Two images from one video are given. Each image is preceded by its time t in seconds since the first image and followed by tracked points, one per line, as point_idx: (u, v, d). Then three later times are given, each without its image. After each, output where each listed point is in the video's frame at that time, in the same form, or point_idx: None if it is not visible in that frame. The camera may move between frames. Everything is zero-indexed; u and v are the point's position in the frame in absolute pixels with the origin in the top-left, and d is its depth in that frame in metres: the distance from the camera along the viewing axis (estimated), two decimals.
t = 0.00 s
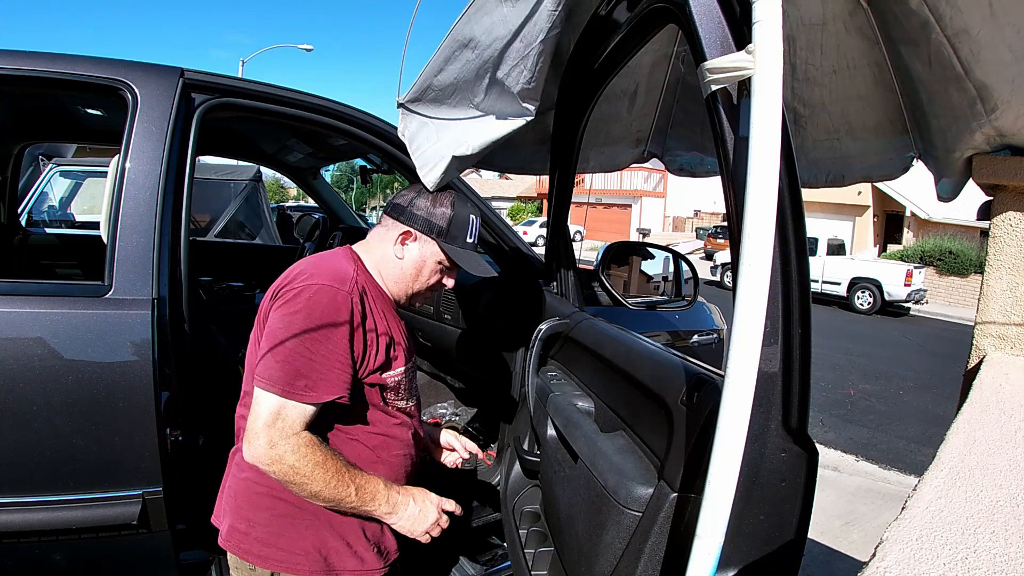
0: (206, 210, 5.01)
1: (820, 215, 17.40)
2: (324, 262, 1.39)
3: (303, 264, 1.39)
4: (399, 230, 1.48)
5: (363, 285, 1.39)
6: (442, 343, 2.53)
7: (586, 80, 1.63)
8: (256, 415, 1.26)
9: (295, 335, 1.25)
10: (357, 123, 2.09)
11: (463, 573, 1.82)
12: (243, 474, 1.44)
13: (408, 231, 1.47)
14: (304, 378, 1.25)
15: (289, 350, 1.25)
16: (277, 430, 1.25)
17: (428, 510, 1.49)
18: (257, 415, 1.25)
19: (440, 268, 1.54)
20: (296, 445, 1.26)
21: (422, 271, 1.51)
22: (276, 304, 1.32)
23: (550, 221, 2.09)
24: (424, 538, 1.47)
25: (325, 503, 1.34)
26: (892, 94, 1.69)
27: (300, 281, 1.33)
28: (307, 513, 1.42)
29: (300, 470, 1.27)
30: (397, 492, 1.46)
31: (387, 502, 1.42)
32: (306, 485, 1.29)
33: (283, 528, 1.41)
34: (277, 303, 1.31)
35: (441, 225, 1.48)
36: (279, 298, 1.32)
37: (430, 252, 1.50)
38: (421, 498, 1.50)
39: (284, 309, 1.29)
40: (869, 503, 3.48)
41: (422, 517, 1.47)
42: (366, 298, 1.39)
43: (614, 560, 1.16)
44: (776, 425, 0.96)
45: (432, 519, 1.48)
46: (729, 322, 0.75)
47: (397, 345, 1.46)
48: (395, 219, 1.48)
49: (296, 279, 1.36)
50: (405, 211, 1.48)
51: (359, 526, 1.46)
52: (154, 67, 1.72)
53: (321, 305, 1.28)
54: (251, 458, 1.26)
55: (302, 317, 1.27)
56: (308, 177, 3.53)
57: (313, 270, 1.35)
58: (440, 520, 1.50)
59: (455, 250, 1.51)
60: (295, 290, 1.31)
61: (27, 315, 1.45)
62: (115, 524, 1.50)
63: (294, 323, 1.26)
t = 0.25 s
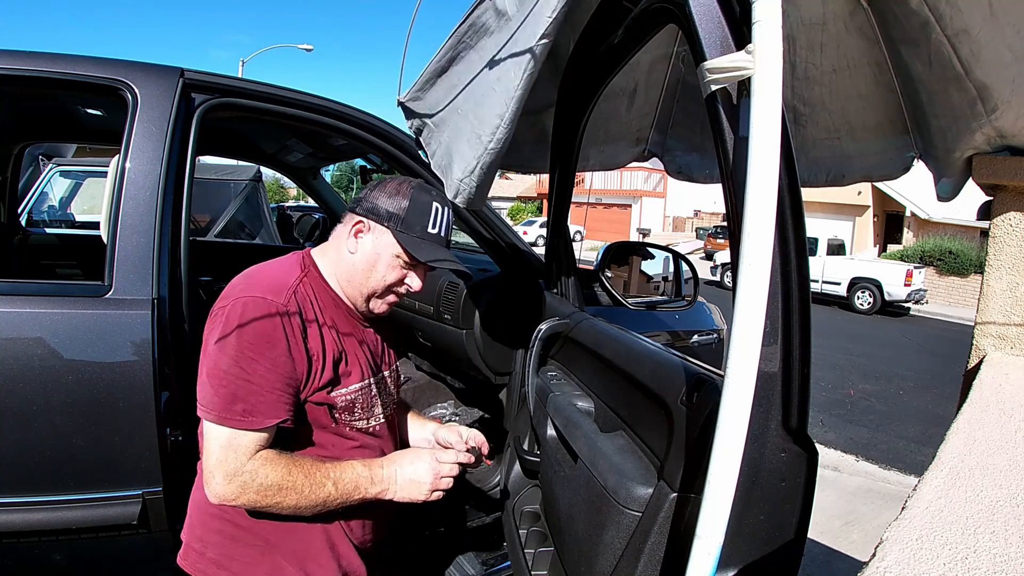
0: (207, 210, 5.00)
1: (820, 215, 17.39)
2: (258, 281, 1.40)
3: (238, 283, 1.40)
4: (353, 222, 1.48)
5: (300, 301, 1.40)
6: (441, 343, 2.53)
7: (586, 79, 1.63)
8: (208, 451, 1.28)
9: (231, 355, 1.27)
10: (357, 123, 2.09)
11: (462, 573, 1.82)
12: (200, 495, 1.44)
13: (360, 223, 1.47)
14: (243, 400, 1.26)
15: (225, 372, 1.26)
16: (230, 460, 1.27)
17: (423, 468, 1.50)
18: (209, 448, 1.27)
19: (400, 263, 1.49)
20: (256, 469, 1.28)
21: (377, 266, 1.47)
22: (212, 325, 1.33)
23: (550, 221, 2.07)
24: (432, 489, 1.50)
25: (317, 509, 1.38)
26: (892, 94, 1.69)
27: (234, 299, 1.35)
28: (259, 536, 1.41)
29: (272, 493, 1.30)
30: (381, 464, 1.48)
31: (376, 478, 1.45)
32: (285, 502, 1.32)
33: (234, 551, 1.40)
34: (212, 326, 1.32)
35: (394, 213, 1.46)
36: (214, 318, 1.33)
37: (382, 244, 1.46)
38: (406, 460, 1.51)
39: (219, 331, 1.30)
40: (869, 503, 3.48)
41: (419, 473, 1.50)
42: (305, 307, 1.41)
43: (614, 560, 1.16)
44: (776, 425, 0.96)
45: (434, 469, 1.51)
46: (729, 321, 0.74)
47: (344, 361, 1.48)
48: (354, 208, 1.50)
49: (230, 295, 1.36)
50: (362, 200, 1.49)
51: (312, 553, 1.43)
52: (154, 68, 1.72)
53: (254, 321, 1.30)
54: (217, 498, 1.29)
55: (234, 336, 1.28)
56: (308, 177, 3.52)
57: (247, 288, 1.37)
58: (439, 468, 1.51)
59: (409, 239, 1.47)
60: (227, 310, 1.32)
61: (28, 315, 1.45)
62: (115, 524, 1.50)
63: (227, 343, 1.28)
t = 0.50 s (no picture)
0: (206, 209, 5.05)
1: (820, 215, 17.39)
2: (209, 293, 1.39)
3: (190, 298, 1.39)
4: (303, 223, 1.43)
5: (248, 314, 1.38)
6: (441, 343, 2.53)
7: (585, 79, 1.63)
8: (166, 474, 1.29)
9: (179, 377, 1.26)
10: (357, 123, 2.09)
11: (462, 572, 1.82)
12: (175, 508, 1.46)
13: (308, 223, 1.42)
14: (192, 423, 1.26)
15: (174, 394, 1.26)
16: (186, 484, 1.27)
17: (388, 484, 1.48)
18: (166, 473, 1.28)
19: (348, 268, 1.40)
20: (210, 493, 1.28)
21: (325, 267, 1.40)
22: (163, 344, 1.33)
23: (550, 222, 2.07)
24: (407, 505, 1.47)
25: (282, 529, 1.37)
26: (891, 94, 1.69)
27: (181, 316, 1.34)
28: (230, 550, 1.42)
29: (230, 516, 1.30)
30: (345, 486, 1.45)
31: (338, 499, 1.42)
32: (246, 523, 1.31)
33: (206, 566, 1.42)
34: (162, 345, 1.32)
35: (337, 208, 1.39)
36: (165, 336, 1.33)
37: (328, 243, 1.39)
38: (371, 480, 1.49)
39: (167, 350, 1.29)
40: (869, 503, 3.48)
41: (384, 489, 1.47)
42: (255, 320, 1.39)
43: (614, 560, 1.16)
44: (776, 425, 0.96)
45: (406, 493, 1.46)
46: (730, 321, 0.75)
47: (303, 374, 1.46)
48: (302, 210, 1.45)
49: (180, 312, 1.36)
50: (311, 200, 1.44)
51: (284, 569, 1.45)
52: (154, 68, 1.72)
53: (198, 340, 1.28)
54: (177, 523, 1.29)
55: (178, 357, 1.27)
56: (308, 177, 3.52)
57: (194, 303, 1.35)
58: (406, 485, 1.48)
59: (353, 237, 1.38)
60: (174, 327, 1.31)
61: (28, 315, 1.45)
62: (114, 524, 1.50)
63: (172, 364, 1.27)
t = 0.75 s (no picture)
0: (207, 210, 4.93)
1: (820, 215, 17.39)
2: (198, 297, 1.38)
3: (181, 305, 1.39)
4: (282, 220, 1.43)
5: (239, 316, 1.37)
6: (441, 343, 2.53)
7: (585, 80, 1.63)
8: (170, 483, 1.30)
9: (173, 386, 1.27)
10: (356, 123, 2.09)
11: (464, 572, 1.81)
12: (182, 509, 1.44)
13: (286, 220, 1.42)
14: (190, 432, 1.27)
15: (171, 404, 1.27)
16: (190, 490, 1.28)
17: (386, 486, 1.47)
18: (169, 481, 1.29)
19: (327, 268, 1.39)
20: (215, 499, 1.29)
21: (306, 265, 1.39)
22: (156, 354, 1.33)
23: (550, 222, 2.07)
24: (401, 505, 1.44)
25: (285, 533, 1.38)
26: (891, 95, 1.69)
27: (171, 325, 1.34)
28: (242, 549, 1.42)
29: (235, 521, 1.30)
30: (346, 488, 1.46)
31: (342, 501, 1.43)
32: (248, 528, 1.32)
33: (216, 565, 1.41)
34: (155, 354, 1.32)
35: (309, 204, 1.37)
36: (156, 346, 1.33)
37: (305, 240, 1.38)
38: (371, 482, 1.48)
39: (160, 360, 1.30)
40: (869, 503, 3.48)
41: (383, 489, 1.46)
42: (245, 323, 1.38)
43: (614, 560, 1.16)
44: (776, 425, 0.96)
45: (405, 497, 1.45)
46: (730, 321, 0.75)
47: (299, 372, 1.46)
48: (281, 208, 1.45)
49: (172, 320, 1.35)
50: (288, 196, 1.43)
51: (293, 564, 1.46)
52: (154, 68, 1.72)
53: (189, 348, 1.28)
54: (182, 530, 1.31)
55: (170, 368, 1.27)
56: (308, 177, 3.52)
57: (184, 310, 1.34)
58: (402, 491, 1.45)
59: (327, 234, 1.37)
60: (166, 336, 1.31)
61: (29, 315, 1.45)
62: (115, 524, 1.50)
63: (166, 374, 1.28)
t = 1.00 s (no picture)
0: (207, 210, 5.03)
1: (820, 215, 17.39)
2: (223, 291, 1.38)
3: (205, 297, 1.39)
4: (299, 219, 1.43)
5: (263, 310, 1.37)
6: (441, 344, 2.53)
7: (585, 80, 1.63)
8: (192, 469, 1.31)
9: (200, 377, 1.27)
10: (356, 123, 2.09)
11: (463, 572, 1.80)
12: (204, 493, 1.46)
13: (303, 219, 1.42)
14: (215, 421, 1.27)
15: (197, 394, 1.27)
16: (213, 475, 1.29)
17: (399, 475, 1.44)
18: (193, 466, 1.29)
19: (343, 266, 1.40)
20: (236, 485, 1.30)
21: (325, 263, 1.40)
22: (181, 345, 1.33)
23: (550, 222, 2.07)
24: (413, 493, 1.43)
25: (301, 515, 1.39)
26: (890, 96, 1.69)
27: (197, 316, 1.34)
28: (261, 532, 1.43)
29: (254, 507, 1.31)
30: (360, 471, 1.44)
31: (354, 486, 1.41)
32: (265, 513, 1.33)
33: (237, 547, 1.43)
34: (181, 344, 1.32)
35: (326, 204, 1.37)
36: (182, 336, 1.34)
37: (323, 240, 1.39)
38: (383, 467, 1.45)
39: (186, 350, 1.30)
40: (869, 503, 3.48)
41: (396, 476, 1.44)
42: (269, 316, 1.38)
43: (614, 560, 1.16)
44: (776, 425, 0.96)
45: (409, 470, 1.45)
46: (730, 320, 0.75)
47: (319, 363, 1.47)
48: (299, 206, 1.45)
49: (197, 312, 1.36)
50: (305, 195, 1.44)
51: (309, 547, 1.46)
52: (154, 68, 1.72)
53: (215, 340, 1.28)
54: (203, 512, 1.31)
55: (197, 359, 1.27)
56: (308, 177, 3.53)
57: (210, 303, 1.35)
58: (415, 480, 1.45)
59: (344, 235, 1.37)
60: (192, 327, 1.31)
61: (28, 315, 1.45)
62: (115, 524, 1.50)
63: (192, 364, 1.28)
